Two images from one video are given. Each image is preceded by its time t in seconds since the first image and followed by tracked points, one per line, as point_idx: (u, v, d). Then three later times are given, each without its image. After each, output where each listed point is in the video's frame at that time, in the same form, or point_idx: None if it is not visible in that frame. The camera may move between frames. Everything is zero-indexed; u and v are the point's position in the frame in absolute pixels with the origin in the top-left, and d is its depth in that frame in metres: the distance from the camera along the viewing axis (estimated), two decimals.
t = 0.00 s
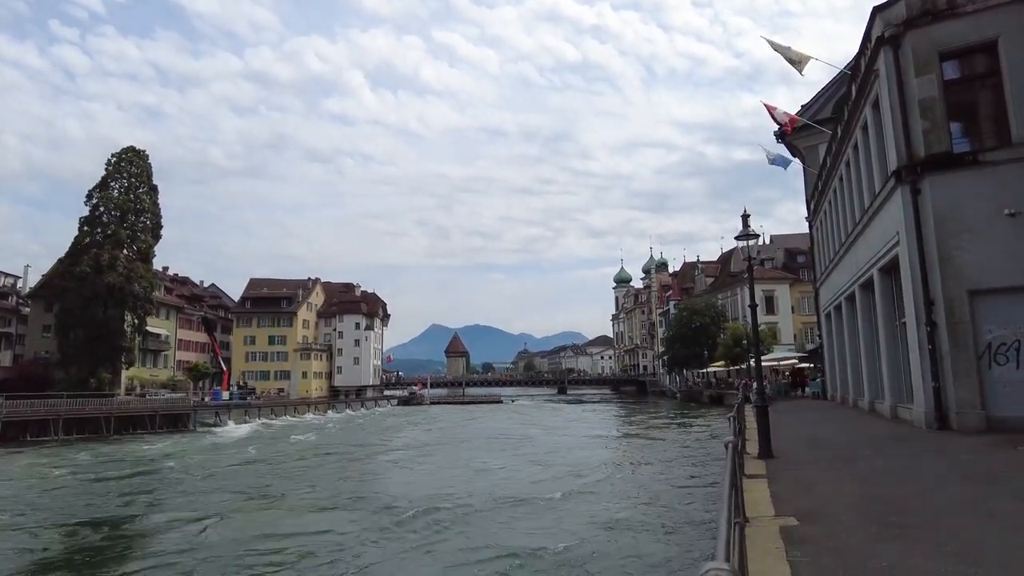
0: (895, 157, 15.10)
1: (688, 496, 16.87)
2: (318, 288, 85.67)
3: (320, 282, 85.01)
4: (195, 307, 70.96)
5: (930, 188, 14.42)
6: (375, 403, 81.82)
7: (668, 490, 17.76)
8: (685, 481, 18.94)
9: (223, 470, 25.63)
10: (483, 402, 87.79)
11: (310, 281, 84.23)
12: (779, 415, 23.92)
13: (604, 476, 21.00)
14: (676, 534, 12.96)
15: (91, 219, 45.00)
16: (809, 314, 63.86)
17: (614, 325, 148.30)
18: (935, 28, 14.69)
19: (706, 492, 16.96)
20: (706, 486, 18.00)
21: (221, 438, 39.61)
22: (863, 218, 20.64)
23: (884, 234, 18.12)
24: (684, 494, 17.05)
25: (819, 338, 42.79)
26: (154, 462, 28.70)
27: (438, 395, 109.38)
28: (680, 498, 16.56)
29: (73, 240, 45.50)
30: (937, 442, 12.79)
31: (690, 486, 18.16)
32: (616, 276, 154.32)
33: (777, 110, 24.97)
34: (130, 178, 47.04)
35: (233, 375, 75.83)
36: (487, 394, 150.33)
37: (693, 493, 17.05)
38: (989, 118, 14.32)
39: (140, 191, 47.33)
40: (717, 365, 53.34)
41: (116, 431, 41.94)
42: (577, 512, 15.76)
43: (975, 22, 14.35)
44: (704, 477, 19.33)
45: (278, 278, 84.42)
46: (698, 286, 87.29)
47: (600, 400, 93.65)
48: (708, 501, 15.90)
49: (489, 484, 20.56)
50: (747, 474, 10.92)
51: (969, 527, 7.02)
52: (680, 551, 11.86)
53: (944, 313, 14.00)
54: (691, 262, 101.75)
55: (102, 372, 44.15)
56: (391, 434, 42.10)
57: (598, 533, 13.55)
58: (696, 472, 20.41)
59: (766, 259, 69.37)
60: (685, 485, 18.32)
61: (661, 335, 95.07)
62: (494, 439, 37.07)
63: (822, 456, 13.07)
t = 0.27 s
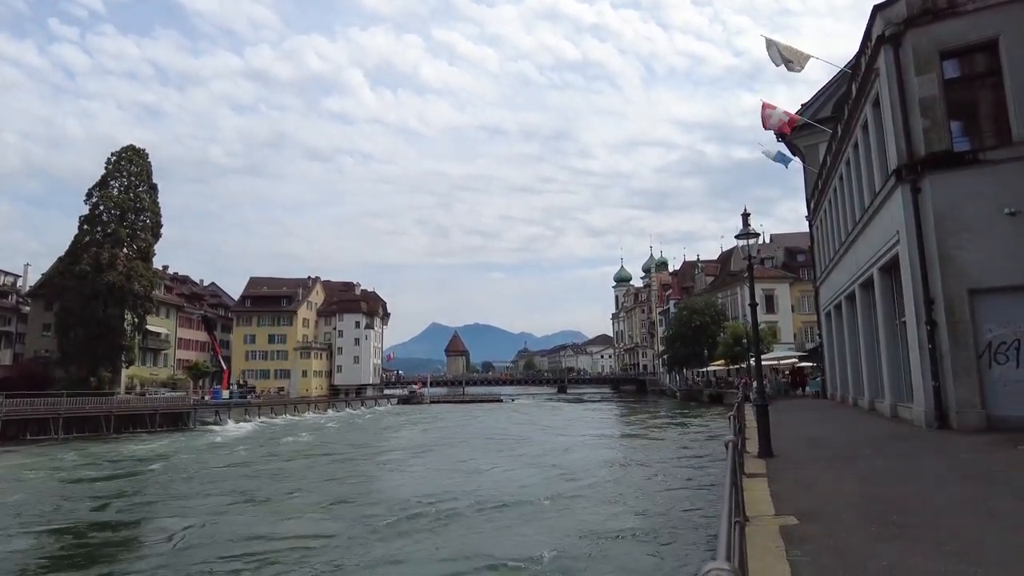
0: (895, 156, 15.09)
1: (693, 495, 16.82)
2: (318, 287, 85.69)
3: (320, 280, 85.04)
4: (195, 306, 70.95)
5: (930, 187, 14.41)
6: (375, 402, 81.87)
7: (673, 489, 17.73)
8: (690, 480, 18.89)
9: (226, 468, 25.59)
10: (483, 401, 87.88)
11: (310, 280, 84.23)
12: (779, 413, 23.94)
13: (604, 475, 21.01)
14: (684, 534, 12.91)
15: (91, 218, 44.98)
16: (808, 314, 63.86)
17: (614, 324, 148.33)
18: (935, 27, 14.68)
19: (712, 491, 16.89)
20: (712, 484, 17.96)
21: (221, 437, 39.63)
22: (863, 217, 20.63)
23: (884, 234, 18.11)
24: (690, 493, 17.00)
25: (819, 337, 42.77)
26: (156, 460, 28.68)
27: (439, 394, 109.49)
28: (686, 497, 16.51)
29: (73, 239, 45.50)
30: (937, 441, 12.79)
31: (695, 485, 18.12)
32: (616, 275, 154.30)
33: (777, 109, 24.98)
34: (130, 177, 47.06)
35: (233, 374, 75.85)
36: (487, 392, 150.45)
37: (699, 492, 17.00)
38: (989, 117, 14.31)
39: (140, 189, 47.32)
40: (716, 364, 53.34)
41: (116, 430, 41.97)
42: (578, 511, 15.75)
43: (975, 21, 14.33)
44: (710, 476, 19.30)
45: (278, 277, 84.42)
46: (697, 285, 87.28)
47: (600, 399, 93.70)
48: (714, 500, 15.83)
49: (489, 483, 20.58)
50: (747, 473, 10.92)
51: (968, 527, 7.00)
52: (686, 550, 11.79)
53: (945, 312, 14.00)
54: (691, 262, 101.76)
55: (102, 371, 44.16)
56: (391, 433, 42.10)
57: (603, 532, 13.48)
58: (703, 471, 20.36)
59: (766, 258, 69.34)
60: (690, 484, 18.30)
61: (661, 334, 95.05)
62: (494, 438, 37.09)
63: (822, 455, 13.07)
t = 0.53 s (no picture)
0: (895, 155, 15.09)
1: (692, 495, 16.79)
2: (318, 286, 85.70)
3: (319, 280, 85.04)
4: (195, 305, 70.93)
5: (930, 187, 14.41)
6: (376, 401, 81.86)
7: (678, 488, 17.67)
8: (693, 480, 18.82)
9: (228, 468, 25.55)
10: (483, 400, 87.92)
11: (310, 280, 84.23)
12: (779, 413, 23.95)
13: (603, 475, 20.99)
14: (692, 534, 12.80)
15: (90, 217, 44.96)
16: (808, 313, 63.86)
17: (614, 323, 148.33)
18: (935, 26, 14.66)
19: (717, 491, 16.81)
20: (717, 484, 17.89)
21: (221, 436, 39.61)
22: (863, 217, 20.60)
23: (885, 233, 18.08)
24: (694, 494, 16.92)
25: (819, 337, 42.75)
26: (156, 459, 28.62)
27: (438, 393, 109.50)
28: (690, 497, 16.44)
29: (73, 238, 45.48)
30: (937, 441, 12.78)
31: (699, 485, 18.02)
32: (616, 275, 154.27)
33: (778, 108, 24.95)
34: (129, 177, 47.06)
35: (233, 374, 75.84)
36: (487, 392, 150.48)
37: (704, 492, 16.92)
38: (989, 116, 14.30)
39: (140, 189, 47.32)
40: (716, 363, 53.33)
41: (116, 429, 41.96)
42: (577, 511, 15.73)
43: (975, 20, 14.32)
44: (714, 476, 19.24)
45: (278, 276, 84.43)
46: (698, 285, 87.27)
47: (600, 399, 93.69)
48: (714, 500, 15.83)
49: (489, 483, 20.59)
50: (747, 472, 10.89)
51: (969, 527, 6.98)
52: (695, 551, 11.68)
53: (944, 311, 13.99)
54: (691, 261, 101.75)
55: (102, 370, 44.14)
56: (391, 432, 42.07)
57: (610, 533, 13.37)
58: (708, 471, 20.27)
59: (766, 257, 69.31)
60: (694, 484, 18.23)
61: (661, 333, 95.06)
62: (495, 437, 37.06)
63: (822, 454, 13.07)
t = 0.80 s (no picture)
0: (896, 155, 15.08)
1: (692, 495, 16.76)
2: (318, 286, 85.72)
3: (320, 279, 85.06)
4: (196, 305, 70.95)
5: (931, 186, 14.40)
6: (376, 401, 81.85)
7: (678, 488, 17.63)
8: (694, 480, 18.76)
9: (227, 467, 25.44)
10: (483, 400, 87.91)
11: (310, 279, 84.25)
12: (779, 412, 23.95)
13: (603, 475, 20.95)
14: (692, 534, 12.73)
15: (91, 216, 44.97)
16: (809, 313, 63.84)
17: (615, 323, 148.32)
18: (936, 26, 14.66)
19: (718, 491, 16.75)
20: (717, 484, 17.83)
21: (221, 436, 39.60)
22: (864, 216, 20.59)
23: (885, 233, 18.07)
24: (694, 493, 16.87)
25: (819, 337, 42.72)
26: (155, 459, 28.55)
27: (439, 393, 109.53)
28: (691, 497, 16.38)
29: (73, 237, 45.49)
30: (937, 441, 12.78)
31: (700, 485, 17.96)
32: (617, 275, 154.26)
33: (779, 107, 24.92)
34: (130, 176, 47.07)
35: (233, 373, 75.83)
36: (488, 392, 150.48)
37: (705, 492, 16.86)
38: (990, 116, 14.30)
39: (141, 188, 47.33)
40: (717, 363, 53.32)
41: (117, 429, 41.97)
42: (577, 510, 15.71)
43: (976, 19, 14.31)
44: (714, 475, 19.19)
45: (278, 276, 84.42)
46: (698, 284, 87.24)
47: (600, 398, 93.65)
48: (714, 500, 15.80)
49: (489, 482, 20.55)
50: (747, 472, 10.86)
51: (969, 527, 6.98)
52: (695, 551, 11.64)
53: (945, 310, 13.99)
54: (691, 261, 101.76)
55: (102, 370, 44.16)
56: (391, 432, 42.07)
57: (610, 533, 13.29)
58: (709, 471, 20.22)
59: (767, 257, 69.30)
60: (695, 484, 18.19)
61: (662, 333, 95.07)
62: (495, 437, 37.07)
63: (822, 454, 13.05)
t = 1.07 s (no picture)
0: (897, 154, 15.06)
1: (694, 495, 16.73)
2: (319, 285, 85.73)
3: (320, 279, 85.09)
4: (197, 304, 70.97)
5: (932, 186, 14.38)
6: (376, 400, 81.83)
7: (679, 488, 17.60)
8: (696, 480, 18.72)
9: (228, 467, 25.36)
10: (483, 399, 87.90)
11: (311, 278, 84.30)
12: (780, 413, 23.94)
13: (602, 475, 20.90)
14: (693, 534, 12.70)
15: (91, 216, 44.95)
16: (810, 312, 63.81)
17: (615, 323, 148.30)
18: (938, 25, 14.63)
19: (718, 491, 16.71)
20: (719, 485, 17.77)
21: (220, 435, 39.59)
22: (865, 216, 20.56)
23: (886, 232, 18.07)
24: (695, 494, 16.83)
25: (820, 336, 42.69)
26: (156, 459, 28.49)
27: (439, 393, 109.52)
28: (692, 497, 16.34)
29: (74, 237, 45.48)
30: (938, 440, 12.77)
31: (701, 485, 17.91)
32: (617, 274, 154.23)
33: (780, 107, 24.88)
34: (131, 176, 47.09)
35: (234, 373, 75.84)
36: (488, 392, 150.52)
37: (706, 492, 16.82)
38: (991, 115, 14.27)
39: (142, 188, 47.31)
40: (717, 362, 53.29)
41: (117, 428, 41.98)
42: (577, 510, 15.68)
43: (977, 19, 14.28)
44: (715, 475, 19.16)
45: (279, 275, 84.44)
46: (699, 284, 87.24)
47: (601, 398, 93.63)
48: (716, 500, 15.79)
49: (489, 482, 20.52)
50: (747, 472, 10.85)
51: (971, 527, 6.96)
52: (693, 551, 11.61)
53: (946, 310, 13.97)
54: (692, 260, 101.79)
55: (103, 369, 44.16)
56: (392, 432, 42.05)
57: (612, 533, 13.25)
58: (710, 471, 20.18)
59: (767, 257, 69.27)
60: (696, 484, 18.17)
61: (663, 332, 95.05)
62: (496, 436, 37.09)
63: (824, 454, 13.02)
